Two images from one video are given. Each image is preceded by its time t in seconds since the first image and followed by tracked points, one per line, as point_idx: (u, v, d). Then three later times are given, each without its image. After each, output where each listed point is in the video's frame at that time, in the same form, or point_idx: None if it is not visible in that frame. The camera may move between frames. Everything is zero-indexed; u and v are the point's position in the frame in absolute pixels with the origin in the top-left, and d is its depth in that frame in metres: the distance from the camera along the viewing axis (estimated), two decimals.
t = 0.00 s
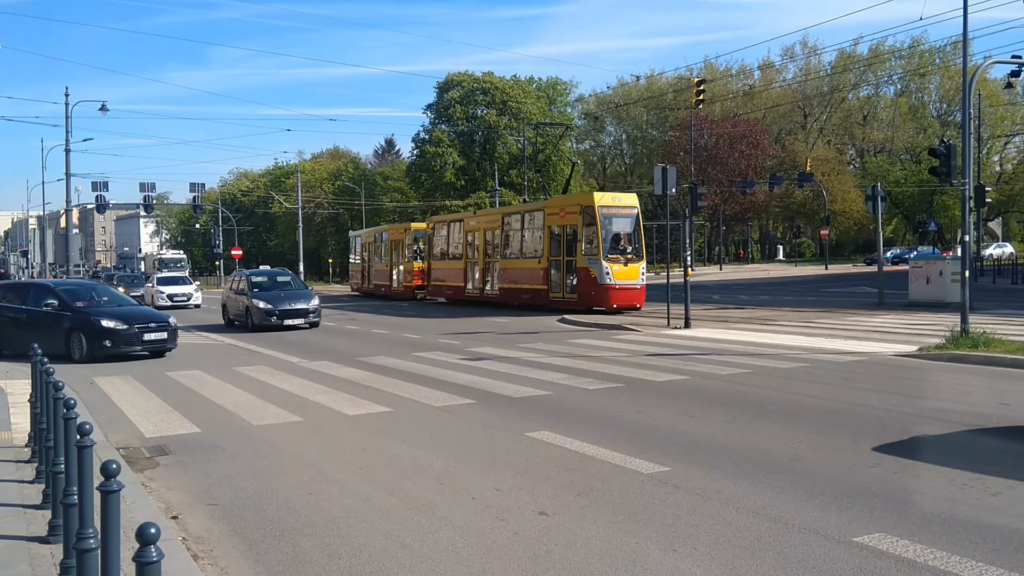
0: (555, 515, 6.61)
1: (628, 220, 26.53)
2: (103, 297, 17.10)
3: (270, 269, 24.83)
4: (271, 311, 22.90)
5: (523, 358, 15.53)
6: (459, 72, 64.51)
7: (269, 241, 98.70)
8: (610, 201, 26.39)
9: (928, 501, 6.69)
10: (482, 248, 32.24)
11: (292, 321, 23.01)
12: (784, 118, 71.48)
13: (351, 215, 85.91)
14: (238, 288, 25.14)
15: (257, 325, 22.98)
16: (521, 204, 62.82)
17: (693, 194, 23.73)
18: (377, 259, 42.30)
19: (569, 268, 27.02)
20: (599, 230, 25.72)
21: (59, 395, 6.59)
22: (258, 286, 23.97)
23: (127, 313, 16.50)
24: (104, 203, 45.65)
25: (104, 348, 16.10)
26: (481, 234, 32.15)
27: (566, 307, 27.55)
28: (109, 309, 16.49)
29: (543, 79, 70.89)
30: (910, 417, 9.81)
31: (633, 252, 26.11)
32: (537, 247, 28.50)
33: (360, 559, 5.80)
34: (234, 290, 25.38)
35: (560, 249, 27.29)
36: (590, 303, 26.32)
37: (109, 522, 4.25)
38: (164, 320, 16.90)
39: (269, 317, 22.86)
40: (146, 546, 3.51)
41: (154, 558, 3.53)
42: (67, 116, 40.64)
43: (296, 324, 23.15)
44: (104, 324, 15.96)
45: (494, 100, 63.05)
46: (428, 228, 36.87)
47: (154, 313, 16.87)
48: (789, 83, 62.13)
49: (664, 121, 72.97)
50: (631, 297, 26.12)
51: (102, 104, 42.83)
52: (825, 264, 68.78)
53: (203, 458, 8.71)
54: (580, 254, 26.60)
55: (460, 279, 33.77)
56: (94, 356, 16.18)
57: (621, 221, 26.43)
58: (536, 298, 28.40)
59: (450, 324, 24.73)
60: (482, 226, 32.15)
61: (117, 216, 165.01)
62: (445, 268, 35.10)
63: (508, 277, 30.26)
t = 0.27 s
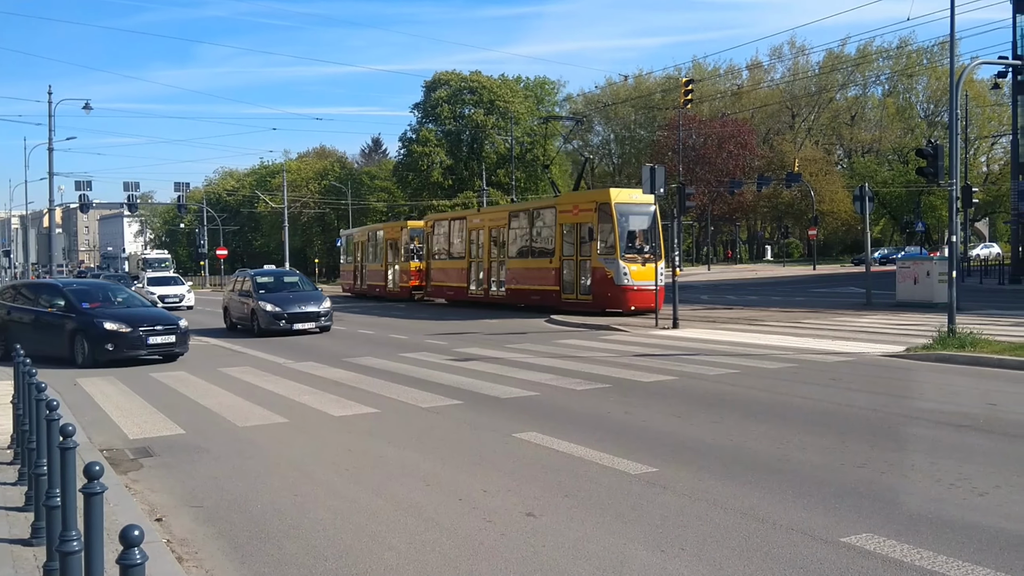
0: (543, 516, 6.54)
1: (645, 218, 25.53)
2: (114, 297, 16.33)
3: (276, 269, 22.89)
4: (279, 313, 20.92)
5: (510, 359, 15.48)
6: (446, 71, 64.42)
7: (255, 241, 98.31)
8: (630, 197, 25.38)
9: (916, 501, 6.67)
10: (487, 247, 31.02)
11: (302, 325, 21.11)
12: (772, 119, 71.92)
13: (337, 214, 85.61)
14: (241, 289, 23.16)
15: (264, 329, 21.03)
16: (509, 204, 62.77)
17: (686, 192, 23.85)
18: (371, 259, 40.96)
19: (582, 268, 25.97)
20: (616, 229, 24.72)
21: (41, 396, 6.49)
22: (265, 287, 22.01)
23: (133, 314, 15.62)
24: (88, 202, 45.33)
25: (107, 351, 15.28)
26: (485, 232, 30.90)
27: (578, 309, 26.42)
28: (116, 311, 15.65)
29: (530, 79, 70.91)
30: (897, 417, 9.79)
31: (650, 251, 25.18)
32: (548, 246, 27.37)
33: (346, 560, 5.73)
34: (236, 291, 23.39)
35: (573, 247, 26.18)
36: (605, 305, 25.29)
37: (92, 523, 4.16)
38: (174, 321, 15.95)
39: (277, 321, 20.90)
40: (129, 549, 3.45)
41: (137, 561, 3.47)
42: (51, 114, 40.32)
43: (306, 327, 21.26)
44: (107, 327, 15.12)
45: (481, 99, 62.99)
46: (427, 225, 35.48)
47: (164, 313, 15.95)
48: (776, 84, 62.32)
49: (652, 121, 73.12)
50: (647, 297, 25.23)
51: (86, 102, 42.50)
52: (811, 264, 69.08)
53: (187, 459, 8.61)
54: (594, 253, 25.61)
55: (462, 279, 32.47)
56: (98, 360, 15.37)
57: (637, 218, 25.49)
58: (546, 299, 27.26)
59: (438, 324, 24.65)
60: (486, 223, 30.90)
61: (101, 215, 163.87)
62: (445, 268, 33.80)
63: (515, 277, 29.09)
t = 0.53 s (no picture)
0: (534, 516, 6.60)
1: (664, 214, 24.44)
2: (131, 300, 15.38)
3: (291, 269, 21.29)
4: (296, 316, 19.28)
5: (502, 359, 15.54)
6: (437, 72, 64.47)
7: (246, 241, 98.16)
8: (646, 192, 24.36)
9: (902, 499, 6.77)
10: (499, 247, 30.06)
11: (320, 328, 19.49)
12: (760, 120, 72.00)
13: (329, 215, 85.55)
14: (253, 289, 21.57)
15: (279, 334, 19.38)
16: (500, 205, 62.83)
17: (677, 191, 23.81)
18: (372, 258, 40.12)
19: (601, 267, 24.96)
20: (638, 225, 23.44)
21: (32, 397, 6.51)
22: (279, 288, 20.39)
23: (143, 319, 14.53)
24: (79, 203, 45.17)
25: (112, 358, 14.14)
26: (495, 230, 30.01)
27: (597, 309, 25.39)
28: (126, 314, 14.62)
29: (521, 80, 71.07)
30: (884, 417, 9.88)
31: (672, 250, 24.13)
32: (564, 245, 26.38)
33: (339, 561, 5.78)
34: (248, 293, 21.77)
35: (590, 246, 25.15)
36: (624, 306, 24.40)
37: (84, 522, 4.20)
38: (187, 327, 14.84)
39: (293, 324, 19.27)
40: (120, 550, 3.51)
41: (128, 561, 3.53)
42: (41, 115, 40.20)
43: (325, 332, 19.60)
44: (111, 330, 14.05)
45: (472, 100, 63.08)
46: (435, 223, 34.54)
47: (176, 318, 14.87)
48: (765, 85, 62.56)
49: (642, 123, 73.40)
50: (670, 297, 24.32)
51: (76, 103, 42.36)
52: (801, 264, 69.40)
53: (179, 460, 8.65)
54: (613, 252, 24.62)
55: (470, 279, 31.65)
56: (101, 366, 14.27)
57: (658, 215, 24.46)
58: (562, 300, 26.26)
59: (430, 325, 24.69)
60: (497, 221, 30.05)
61: (91, 216, 163.27)
62: (454, 269, 32.84)
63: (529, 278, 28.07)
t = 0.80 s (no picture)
0: (526, 516, 6.60)
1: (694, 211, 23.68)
2: (143, 302, 14.54)
3: (308, 269, 19.76)
4: (317, 322, 17.81)
5: (494, 359, 15.55)
6: (429, 72, 64.41)
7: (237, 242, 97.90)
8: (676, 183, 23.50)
9: (893, 499, 6.79)
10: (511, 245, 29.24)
11: (342, 334, 17.98)
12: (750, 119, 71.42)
13: (320, 216, 85.36)
14: (266, 290, 20.05)
15: (297, 340, 17.88)
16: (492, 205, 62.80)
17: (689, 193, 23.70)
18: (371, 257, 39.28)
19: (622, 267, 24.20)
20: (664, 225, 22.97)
21: (22, 398, 6.48)
22: (295, 289, 18.83)
23: (146, 322, 13.63)
24: (70, 203, 44.98)
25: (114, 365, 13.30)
26: (506, 229, 29.27)
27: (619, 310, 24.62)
28: (132, 317, 13.75)
29: (513, 81, 71.12)
30: (874, 416, 9.92)
31: (698, 249, 23.37)
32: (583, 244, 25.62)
33: (331, 561, 5.77)
34: (260, 293, 20.23)
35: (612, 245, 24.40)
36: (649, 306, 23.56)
37: (73, 524, 4.19)
38: (196, 332, 13.87)
39: (314, 329, 17.79)
40: (111, 551, 3.50)
41: (118, 563, 3.51)
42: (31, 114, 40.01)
43: (348, 337, 18.10)
44: (113, 335, 13.21)
45: (464, 101, 63.08)
46: (442, 224, 33.77)
47: (186, 322, 13.93)
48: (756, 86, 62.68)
49: (634, 125, 73.49)
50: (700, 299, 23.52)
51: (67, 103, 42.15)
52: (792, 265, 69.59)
53: (170, 460, 8.62)
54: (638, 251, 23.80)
55: (480, 280, 30.82)
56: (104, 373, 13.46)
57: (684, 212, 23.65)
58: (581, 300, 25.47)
59: (422, 325, 24.68)
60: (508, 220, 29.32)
61: (81, 216, 162.50)
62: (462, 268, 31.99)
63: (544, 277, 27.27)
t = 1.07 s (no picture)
0: (517, 517, 6.59)
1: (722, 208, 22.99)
2: (154, 305, 13.37)
3: (327, 268, 18.36)
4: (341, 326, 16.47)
5: (485, 359, 15.53)
6: (420, 72, 64.39)
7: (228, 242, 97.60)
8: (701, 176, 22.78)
9: (883, 498, 6.81)
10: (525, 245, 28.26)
11: (366, 340, 16.63)
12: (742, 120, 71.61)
13: (312, 216, 85.13)
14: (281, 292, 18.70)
15: (317, 346, 16.56)
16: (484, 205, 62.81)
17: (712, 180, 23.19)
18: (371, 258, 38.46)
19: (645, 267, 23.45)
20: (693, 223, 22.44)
21: (10, 400, 6.44)
22: (313, 291, 17.48)
23: (151, 327, 12.38)
24: (59, 203, 44.76)
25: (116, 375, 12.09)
26: (519, 228, 28.41)
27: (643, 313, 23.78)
28: (136, 323, 12.52)
29: (505, 81, 71.18)
30: (865, 416, 9.95)
31: (727, 248, 22.66)
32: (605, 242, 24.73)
33: (321, 562, 5.74)
34: (275, 295, 18.94)
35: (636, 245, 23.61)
36: (675, 308, 22.88)
37: (61, 527, 4.15)
38: (204, 337, 12.57)
39: (336, 335, 16.46)
40: (99, 552, 3.48)
41: (107, 564, 3.49)
42: (21, 114, 39.81)
43: (372, 343, 16.74)
44: (112, 342, 12.02)
45: (455, 101, 63.07)
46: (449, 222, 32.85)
47: (194, 327, 12.65)
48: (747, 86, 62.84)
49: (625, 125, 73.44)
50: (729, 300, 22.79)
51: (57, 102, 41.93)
52: (783, 265, 69.77)
53: (160, 462, 8.56)
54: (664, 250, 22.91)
55: (490, 279, 29.81)
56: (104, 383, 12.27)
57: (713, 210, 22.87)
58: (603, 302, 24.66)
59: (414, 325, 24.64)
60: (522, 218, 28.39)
61: (70, 216, 161.64)
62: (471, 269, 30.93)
63: (562, 278, 26.37)
